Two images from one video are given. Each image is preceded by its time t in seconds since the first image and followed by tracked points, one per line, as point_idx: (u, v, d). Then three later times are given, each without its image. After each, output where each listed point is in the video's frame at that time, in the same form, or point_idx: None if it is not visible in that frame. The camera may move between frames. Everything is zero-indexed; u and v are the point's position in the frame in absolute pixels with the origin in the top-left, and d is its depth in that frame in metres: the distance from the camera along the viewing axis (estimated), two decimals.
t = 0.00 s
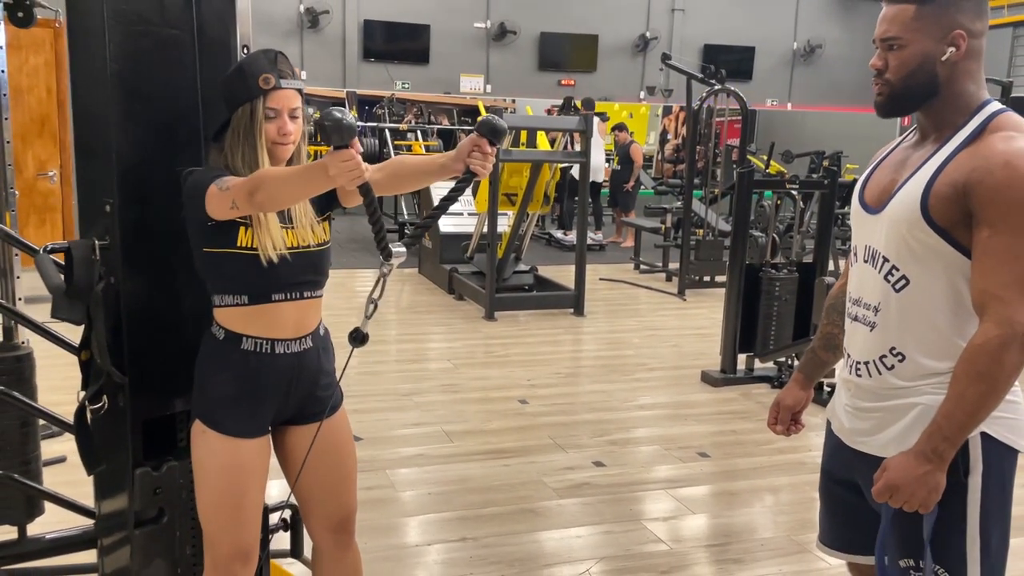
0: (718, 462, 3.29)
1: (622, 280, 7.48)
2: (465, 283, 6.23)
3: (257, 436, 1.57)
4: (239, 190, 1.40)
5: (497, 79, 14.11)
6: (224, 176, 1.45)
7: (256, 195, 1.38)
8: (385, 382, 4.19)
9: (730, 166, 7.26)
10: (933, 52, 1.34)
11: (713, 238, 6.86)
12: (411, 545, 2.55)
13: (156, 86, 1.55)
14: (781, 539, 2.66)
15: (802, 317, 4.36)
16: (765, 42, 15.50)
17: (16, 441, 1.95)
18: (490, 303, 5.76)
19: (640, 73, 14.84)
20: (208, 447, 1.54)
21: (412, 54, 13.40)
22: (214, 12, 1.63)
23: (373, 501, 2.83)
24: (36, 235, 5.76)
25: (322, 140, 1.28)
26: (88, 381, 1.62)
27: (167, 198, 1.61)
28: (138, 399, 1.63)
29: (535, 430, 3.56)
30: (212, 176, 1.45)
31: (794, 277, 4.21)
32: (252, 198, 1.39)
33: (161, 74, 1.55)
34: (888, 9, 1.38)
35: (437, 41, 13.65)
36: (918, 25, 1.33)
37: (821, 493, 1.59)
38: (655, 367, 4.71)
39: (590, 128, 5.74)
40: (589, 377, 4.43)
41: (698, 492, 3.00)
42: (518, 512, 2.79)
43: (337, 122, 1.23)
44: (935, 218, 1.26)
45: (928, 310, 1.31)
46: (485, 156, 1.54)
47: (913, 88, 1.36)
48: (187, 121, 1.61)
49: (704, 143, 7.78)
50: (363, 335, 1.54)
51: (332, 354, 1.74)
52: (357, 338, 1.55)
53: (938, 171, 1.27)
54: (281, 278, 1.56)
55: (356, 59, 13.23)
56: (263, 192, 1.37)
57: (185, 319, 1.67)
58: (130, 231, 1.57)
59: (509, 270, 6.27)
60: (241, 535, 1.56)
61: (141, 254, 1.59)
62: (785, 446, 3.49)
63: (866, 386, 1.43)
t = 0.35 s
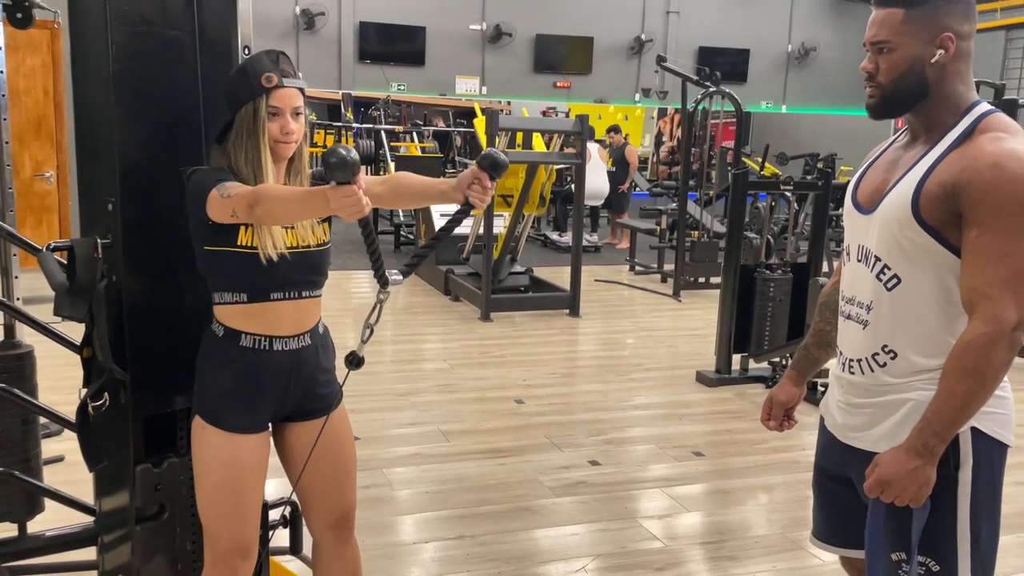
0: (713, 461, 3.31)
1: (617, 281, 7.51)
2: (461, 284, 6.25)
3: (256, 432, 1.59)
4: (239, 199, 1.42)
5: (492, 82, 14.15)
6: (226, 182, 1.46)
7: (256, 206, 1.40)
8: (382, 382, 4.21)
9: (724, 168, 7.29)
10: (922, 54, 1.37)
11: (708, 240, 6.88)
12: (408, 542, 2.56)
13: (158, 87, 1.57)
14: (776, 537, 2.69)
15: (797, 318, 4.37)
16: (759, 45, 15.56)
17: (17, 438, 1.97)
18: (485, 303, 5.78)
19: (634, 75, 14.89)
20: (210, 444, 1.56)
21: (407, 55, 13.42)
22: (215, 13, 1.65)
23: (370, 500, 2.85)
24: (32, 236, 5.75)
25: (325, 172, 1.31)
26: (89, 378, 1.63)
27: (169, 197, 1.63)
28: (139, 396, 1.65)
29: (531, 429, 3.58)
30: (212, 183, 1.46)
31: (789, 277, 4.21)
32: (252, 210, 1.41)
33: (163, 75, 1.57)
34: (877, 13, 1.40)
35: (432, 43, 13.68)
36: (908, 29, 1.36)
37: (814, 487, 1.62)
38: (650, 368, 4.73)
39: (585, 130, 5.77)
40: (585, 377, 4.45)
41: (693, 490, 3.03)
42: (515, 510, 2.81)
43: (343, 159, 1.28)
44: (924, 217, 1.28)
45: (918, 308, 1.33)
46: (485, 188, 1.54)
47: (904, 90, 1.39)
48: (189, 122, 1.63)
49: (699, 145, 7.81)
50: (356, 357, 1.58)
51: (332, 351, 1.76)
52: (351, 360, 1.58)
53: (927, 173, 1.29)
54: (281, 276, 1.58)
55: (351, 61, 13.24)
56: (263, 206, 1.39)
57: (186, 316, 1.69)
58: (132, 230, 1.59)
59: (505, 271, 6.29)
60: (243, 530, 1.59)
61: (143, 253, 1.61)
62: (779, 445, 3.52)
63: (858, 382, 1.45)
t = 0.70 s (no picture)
0: (708, 460, 3.33)
1: (612, 282, 7.53)
2: (456, 285, 6.27)
3: (255, 428, 1.60)
4: (241, 224, 1.42)
5: (488, 84, 14.18)
6: (226, 196, 1.46)
7: (257, 234, 1.40)
8: (378, 382, 4.22)
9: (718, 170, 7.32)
10: (910, 56, 1.39)
11: (703, 241, 6.91)
12: (403, 540, 2.58)
13: (157, 86, 1.58)
14: (769, 535, 2.71)
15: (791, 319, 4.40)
16: (753, 47, 15.63)
17: (15, 435, 1.98)
18: (480, 304, 5.79)
19: (630, 77, 14.94)
20: (210, 440, 1.57)
21: (403, 56, 13.44)
22: (214, 13, 1.66)
23: (366, 497, 2.86)
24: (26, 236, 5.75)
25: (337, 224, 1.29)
26: (90, 375, 1.65)
27: (167, 195, 1.64)
28: (138, 392, 1.66)
29: (527, 428, 3.60)
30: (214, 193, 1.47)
31: (783, 278, 4.25)
32: (252, 236, 1.41)
33: (162, 75, 1.58)
34: (865, 16, 1.42)
35: (428, 44, 13.70)
36: (895, 31, 1.38)
37: (806, 483, 1.63)
38: (645, 368, 4.75)
39: (580, 131, 5.79)
40: (580, 377, 4.47)
41: (688, 489, 3.05)
42: (510, 508, 2.83)
43: (359, 216, 1.25)
44: (915, 217, 1.30)
45: (909, 308, 1.34)
46: (474, 240, 1.56)
47: (892, 92, 1.41)
48: (188, 120, 1.64)
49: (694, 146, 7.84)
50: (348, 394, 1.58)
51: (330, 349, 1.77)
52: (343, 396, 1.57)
53: (917, 173, 1.31)
54: (280, 275, 1.59)
55: (347, 62, 13.26)
56: (265, 234, 1.39)
57: (185, 314, 1.70)
58: (132, 228, 1.60)
59: (500, 272, 6.31)
60: (242, 526, 1.60)
61: (141, 250, 1.62)
62: (773, 444, 3.54)
63: (848, 380, 1.47)
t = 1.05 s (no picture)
0: (703, 460, 3.35)
1: (608, 284, 7.55)
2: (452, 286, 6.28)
3: (251, 427, 1.61)
4: (236, 264, 1.44)
5: (484, 85, 14.20)
6: (224, 221, 1.47)
7: (252, 278, 1.44)
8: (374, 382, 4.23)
9: (714, 172, 7.35)
10: (900, 60, 1.41)
11: (698, 243, 6.93)
12: (400, 539, 2.59)
13: (156, 87, 1.59)
14: (763, 534, 2.72)
15: (785, 319, 4.41)
16: (749, 50, 15.68)
17: (12, 435, 1.99)
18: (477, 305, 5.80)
19: (626, 79, 14.98)
20: (207, 438, 1.59)
21: (400, 57, 13.44)
22: (212, 14, 1.67)
23: (362, 497, 2.87)
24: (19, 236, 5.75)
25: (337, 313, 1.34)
26: (87, 374, 1.66)
27: (165, 195, 1.65)
28: (136, 391, 1.67)
29: (522, 429, 3.61)
30: (210, 216, 1.48)
31: (777, 279, 4.25)
32: (245, 278, 1.44)
33: (160, 76, 1.60)
34: (855, 21, 1.44)
35: (425, 45, 13.71)
36: (885, 36, 1.40)
37: (797, 482, 1.65)
38: (640, 369, 4.77)
39: (577, 133, 5.81)
40: (576, 378, 4.49)
41: (683, 489, 3.07)
42: (505, 508, 2.84)
43: (364, 314, 1.31)
44: (903, 219, 1.32)
45: (897, 309, 1.36)
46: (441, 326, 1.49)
47: (883, 96, 1.43)
48: (186, 121, 1.65)
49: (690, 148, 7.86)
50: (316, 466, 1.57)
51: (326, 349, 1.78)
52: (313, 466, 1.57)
53: (905, 176, 1.33)
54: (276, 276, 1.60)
55: (344, 63, 13.27)
56: (261, 284, 1.43)
57: (183, 313, 1.72)
58: (130, 228, 1.61)
59: (496, 273, 6.33)
60: (239, 523, 1.61)
61: (138, 249, 1.63)
62: (767, 444, 3.56)
63: (837, 379, 1.48)
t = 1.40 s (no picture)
0: (698, 461, 3.37)
1: (605, 286, 7.57)
2: (449, 287, 6.29)
3: (248, 427, 1.63)
4: (228, 292, 1.48)
5: (482, 87, 14.21)
6: (221, 243, 1.49)
7: (241, 311, 1.48)
8: (371, 384, 4.24)
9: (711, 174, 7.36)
10: (895, 64, 1.42)
11: (695, 245, 6.95)
12: (396, 539, 2.60)
13: (155, 88, 1.60)
14: (758, 535, 2.74)
15: (780, 321, 4.41)
16: (745, 53, 15.72)
17: (12, 434, 1.99)
18: (474, 307, 5.81)
19: (624, 82, 15.02)
20: (206, 438, 1.59)
21: (397, 60, 13.45)
22: (211, 16, 1.68)
23: (359, 498, 2.88)
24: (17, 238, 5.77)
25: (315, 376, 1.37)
26: (86, 373, 1.67)
27: (163, 195, 1.66)
28: (134, 390, 1.68)
29: (519, 430, 3.62)
30: (203, 234, 1.49)
31: (773, 282, 4.25)
32: (235, 308, 1.48)
33: (159, 76, 1.61)
34: (853, 24, 1.45)
35: (422, 47, 13.73)
36: (882, 39, 1.41)
37: (790, 480, 1.66)
38: (637, 371, 4.79)
39: (574, 135, 5.81)
40: (572, 380, 4.50)
41: (679, 489, 3.08)
42: (502, 508, 2.85)
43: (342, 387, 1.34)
44: (894, 219, 1.33)
45: (887, 309, 1.37)
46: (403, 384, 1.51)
47: (878, 99, 1.44)
48: (185, 122, 1.66)
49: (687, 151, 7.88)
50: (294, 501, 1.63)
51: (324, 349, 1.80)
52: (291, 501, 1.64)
53: (897, 177, 1.34)
54: (273, 278, 1.62)
55: (342, 65, 13.28)
56: (251, 318, 1.47)
57: (182, 313, 1.72)
58: (128, 229, 1.63)
59: (494, 274, 6.35)
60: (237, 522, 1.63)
61: (137, 249, 1.64)
62: (762, 445, 3.58)
63: (829, 378, 1.50)
